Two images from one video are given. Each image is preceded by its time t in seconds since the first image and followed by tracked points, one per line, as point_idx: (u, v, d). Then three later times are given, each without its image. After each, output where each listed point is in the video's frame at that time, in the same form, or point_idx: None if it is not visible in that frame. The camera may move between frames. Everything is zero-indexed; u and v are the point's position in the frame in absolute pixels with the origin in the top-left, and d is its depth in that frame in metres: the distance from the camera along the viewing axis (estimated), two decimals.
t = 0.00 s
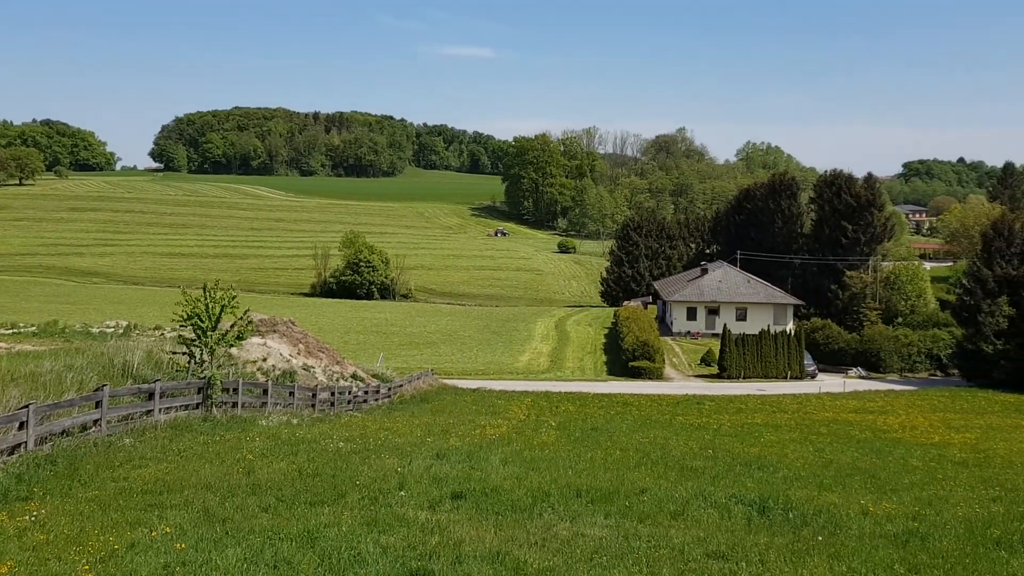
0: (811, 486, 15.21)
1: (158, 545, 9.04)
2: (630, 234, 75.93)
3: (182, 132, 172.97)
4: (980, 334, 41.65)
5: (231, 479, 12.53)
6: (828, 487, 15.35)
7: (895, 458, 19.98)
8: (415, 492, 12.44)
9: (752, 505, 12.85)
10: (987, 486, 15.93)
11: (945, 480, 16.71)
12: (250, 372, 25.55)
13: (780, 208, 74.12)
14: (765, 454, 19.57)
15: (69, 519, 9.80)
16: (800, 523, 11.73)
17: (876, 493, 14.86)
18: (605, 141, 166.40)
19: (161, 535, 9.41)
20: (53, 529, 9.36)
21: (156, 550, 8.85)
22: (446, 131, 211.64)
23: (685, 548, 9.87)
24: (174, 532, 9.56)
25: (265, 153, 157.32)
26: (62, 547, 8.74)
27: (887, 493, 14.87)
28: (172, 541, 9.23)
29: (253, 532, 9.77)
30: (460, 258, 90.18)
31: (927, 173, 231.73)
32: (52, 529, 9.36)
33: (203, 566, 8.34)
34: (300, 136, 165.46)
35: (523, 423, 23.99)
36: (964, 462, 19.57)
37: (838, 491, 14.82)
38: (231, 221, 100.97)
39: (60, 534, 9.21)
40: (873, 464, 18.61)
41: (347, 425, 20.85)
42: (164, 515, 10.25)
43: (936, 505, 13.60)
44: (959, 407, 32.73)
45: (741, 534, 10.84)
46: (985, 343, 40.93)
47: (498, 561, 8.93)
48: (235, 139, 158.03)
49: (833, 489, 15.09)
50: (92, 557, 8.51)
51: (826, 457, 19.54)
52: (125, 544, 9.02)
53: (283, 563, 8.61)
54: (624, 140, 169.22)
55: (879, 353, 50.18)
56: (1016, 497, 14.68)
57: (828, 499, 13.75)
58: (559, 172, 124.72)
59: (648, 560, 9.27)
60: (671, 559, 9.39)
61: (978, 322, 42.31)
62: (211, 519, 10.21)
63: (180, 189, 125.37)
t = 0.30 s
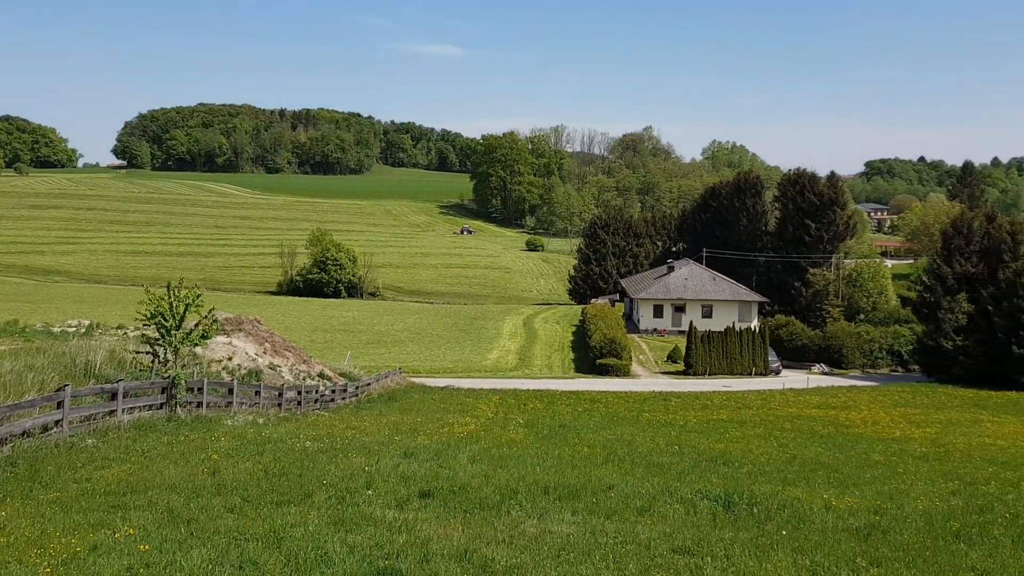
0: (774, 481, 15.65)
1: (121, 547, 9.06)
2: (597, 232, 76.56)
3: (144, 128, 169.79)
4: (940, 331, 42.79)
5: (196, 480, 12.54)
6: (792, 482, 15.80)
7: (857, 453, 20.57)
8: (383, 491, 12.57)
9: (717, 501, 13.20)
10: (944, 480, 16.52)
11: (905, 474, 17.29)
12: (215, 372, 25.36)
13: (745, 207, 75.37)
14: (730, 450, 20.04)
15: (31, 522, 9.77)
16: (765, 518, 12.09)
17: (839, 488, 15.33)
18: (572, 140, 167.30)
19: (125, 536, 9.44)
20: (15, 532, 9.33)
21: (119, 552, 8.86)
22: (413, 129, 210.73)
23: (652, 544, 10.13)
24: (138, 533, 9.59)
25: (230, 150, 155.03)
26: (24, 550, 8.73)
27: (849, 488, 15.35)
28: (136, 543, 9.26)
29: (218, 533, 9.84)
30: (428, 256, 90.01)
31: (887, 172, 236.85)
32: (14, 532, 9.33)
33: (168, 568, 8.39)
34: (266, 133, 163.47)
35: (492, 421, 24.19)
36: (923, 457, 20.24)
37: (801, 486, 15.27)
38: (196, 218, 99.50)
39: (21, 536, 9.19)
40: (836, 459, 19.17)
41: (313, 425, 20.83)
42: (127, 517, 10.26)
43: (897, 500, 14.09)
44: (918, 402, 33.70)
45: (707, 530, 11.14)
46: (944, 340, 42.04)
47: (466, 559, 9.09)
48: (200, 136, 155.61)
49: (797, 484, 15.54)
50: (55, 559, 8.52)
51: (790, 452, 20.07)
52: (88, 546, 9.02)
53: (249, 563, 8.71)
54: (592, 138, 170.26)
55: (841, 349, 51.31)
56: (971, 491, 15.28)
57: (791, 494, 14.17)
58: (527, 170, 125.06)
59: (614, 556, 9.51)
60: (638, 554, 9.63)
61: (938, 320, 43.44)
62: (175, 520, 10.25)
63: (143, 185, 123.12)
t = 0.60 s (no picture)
0: (733, 477, 16.18)
1: (76, 552, 9.08)
2: (558, 232, 77.19)
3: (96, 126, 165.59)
4: (893, 327, 43.69)
5: (153, 484, 12.55)
6: (750, 477, 16.36)
7: (812, 449, 21.30)
8: (344, 492, 12.73)
9: (676, 497, 13.66)
10: (896, 474, 17.23)
11: (859, 469, 18.00)
12: (172, 374, 25.09)
13: (703, 206, 76.81)
14: (689, 447, 20.59)
15: None
16: (723, 513, 12.57)
17: (795, 482, 15.92)
18: (533, 140, 168.01)
19: (79, 542, 9.45)
20: None
21: (73, 558, 8.87)
22: (373, 127, 209.34)
23: (613, 541, 10.48)
24: (93, 539, 9.62)
25: (186, 148, 152.01)
26: None
27: (804, 482, 15.96)
28: (91, 548, 9.29)
29: (174, 537, 9.91)
30: (388, 255, 89.63)
31: (841, 172, 242.79)
32: None
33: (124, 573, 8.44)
34: (223, 131, 160.77)
35: (454, 421, 24.39)
36: (877, 451, 21.08)
37: (758, 481, 15.82)
38: (150, 218, 97.51)
39: None
40: (792, 455, 19.84)
41: (272, 426, 20.77)
42: (82, 523, 10.27)
43: (851, 494, 14.72)
44: (872, 398, 34.84)
45: (666, 526, 11.53)
46: (898, 337, 42.79)
47: (427, 559, 9.30)
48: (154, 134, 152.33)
49: (755, 479, 16.09)
50: (8, 565, 8.52)
51: (748, 448, 20.70)
52: (42, 552, 9.03)
53: (207, 567, 8.79)
54: (553, 137, 171.24)
55: (797, 346, 52.66)
56: (923, 484, 16.00)
57: (749, 489, 14.70)
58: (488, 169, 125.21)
59: (575, 553, 9.80)
60: (599, 552, 9.93)
61: (891, 315, 44.64)
62: (131, 525, 10.30)
63: (95, 185, 120.12)
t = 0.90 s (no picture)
0: (693, 473, 16.76)
1: (31, 555, 9.16)
2: (520, 231, 77.69)
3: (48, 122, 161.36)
4: (848, 325, 45.15)
5: (110, 485, 12.60)
6: (709, 473, 16.94)
7: (770, 444, 22.04)
8: (304, 492, 12.92)
9: (637, 494, 14.14)
10: (851, 469, 17.96)
11: (815, 464, 18.73)
12: (128, 375, 24.87)
13: (664, 205, 78.12)
14: (650, 444, 21.15)
15: None
16: (683, 509, 13.06)
17: (752, 478, 16.54)
18: (495, 138, 168.19)
19: (35, 545, 9.53)
20: None
21: (28, 562, 8.94)
22: (335, 125, 207.52)
23: (574, 538, 10.86)
24: (49, 541, 9.70)
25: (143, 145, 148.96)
26: None
27: (762, 478, 16.60)
28: (46, 551, 9.36)
29: (132, 538, 10.05)
30: (350, 254, 89.17)
31: (798, 172, 247.80)
32: None
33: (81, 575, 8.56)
34: (180, 128, 158.03)
35: (417, 420, 24.60)
36: (832, 446, 21.88)
37: (717, 477, 16.41)
38: (106, 216, 95.52)
39: None
40: (750, 451, 20.52)
41: (232, 427, 20.75)
42: (37, 525, 10.34)
43: (808, 488, 15.38)
44: (828, 394, 35.94)
45: (627, 523, 11.98)
46: (853, 333, 44.18)
47: (388, 559, 9.56)
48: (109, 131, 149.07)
49: (713, 475, 16.68)
50: None
51: (707, 444, 21.36)
52: None
53: (165, 569, 8.92)
54: (515, 136, 171.65)
55: (755, 343, 53.89)
56: (877, 479, 16.72)
57: (708, 485, 15.28)
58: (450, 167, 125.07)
59: (537, 551, 10.15)
60: (560, 549, 10.30)
61: (846, 313, 46.07)
62: (87, 528, 10.39)
63: (46, 182, 117.07)
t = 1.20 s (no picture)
0: (656, 470, 17.28)
1: None
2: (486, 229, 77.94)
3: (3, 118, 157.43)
4: (808, 322, 46.37)
5: (69, 488, 12.65)
6: (672, 470, 17.48)
7: (733, 441, 22.71)
8: (268, 493, 13.12)
9: (602, 491, 14.59)
10: (811, 465, 18.64)
11: (777, 460, 19.41)
12: (88, 375, 24.63)
13: (628, 204, 79.08)
14: (614, 441, 21.65)
15: None
16: (646, 506, 13.53)
17: (715, 474, 17.12)
18: (461, 137, 168.08)
19: None
20: None
21: None
22: (299, 123, 205.56)
23: (539, 536, 11.22)
24: (8, 544, 9.77)
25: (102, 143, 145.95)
26: None
27: (724, 474, 17.16)
28: (6, 554, 9.45)
29: (92, 541, 10.16)
30: (314, 253, 88.55)
31: (760, 172, 251.90)
32: None
33: None
34: (140, 125, 155.22)
35: (381, 419, 24.76)
36: (793, 442, 22.63)
37: (680, 473, 16.96)
38: (63, 214, 93.52)
39: None
40: (712, 447, 21.16)
41: (194, 427, 20.70)
42: None
43: (769, 484, 15.99)
44: (788, 391, 36.94)
45: (591, 520, 12.41)
46: (813, 330, 45.40)
47: (353, 558, 9.83)
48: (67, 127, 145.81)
49: (676, 472, 17.22)
50: None
51: (670, 442, 21.94)
52: None
53: (126, 571, 9.06)
54: (481, 135, 171.78)
55: (718, 341, 54.95)
56: (837, 474, 17.40)
57: (671, 482, 15.79)
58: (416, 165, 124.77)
59: (501, 549, 10.49)
60: (525, 546, 10.65)
61: (806, 311, 47.30)
62: (46, 530, 10.47)
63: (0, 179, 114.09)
